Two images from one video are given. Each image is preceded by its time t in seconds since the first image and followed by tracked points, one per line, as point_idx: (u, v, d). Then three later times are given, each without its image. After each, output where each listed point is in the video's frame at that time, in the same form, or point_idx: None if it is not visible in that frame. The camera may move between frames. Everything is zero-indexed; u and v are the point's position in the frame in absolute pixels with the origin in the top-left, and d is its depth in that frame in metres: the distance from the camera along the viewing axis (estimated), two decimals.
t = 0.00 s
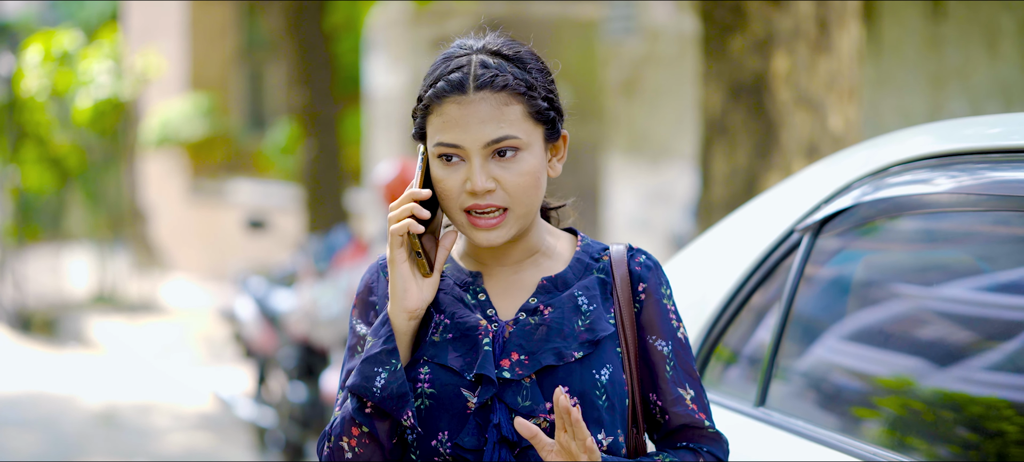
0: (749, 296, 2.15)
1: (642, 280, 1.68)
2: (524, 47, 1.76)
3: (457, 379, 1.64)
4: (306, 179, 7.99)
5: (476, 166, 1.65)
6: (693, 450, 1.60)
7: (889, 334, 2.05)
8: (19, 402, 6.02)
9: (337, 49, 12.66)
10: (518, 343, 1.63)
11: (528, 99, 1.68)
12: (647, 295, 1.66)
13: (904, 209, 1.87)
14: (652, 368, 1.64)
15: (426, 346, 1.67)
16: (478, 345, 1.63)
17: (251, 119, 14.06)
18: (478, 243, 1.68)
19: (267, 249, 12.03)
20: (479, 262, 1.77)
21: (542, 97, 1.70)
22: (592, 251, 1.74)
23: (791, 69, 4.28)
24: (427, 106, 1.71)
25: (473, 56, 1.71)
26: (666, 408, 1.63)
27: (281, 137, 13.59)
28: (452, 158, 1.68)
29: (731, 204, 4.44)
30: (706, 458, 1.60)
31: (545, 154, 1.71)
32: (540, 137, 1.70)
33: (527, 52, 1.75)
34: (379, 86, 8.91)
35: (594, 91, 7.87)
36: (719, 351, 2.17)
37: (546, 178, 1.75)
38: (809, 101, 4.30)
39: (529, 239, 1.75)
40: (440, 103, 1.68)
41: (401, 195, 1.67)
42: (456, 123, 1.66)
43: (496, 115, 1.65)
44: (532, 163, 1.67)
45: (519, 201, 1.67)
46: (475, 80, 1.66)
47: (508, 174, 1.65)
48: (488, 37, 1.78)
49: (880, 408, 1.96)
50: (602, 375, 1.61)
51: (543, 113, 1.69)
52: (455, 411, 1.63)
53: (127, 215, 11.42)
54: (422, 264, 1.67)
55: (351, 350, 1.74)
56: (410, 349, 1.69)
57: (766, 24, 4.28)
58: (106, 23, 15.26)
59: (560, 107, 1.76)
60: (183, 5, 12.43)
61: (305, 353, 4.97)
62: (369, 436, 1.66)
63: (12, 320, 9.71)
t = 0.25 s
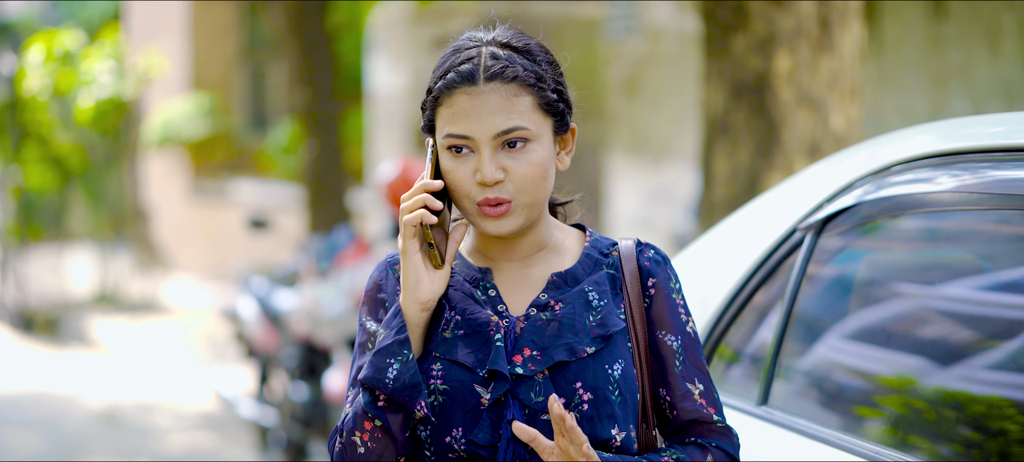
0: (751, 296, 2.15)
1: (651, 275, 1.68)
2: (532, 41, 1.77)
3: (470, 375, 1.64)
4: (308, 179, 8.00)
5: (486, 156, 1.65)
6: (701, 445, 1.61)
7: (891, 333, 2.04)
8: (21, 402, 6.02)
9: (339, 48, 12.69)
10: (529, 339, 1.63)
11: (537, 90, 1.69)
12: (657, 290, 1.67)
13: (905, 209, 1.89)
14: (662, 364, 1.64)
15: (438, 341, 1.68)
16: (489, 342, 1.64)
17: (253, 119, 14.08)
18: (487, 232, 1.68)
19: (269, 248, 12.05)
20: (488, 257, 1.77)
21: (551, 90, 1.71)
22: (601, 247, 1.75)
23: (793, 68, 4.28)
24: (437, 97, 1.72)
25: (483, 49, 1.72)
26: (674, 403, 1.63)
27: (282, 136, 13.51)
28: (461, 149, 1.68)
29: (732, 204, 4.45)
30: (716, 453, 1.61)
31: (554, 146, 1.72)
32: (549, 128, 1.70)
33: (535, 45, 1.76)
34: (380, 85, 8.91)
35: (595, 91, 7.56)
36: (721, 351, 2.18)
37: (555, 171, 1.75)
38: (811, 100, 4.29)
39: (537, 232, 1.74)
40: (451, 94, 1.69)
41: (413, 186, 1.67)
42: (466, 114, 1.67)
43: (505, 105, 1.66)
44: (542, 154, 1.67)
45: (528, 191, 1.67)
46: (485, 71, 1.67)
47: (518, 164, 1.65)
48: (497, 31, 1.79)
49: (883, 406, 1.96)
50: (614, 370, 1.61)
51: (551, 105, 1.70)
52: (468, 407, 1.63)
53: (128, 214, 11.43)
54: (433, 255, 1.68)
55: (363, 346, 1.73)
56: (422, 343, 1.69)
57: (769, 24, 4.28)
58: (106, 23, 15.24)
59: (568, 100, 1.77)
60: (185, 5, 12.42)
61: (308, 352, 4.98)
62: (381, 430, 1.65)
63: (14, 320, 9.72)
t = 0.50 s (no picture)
0: (751, 295, 2.17)
1: (658, 276, 1.68)
2: (539, 41, 1.76)
3: (475, 376, 1.64)
4: (308, 180, 8.00)
5: (492, 155, 1.65)
6: (709, 446, 1.61)
7: (890, 334, 2.00)
8: (21, 403, 6.02)
9: (339, 49, 12.68)
10: (535, 340, 1.63)
11: (544, 89, 1.69)
12: (663, 290, 1.66)
13: (905, 209, 1.90)
14: (670, 363, 1.64)
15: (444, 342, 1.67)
16: (495, 343, 1.63)
17: (253, 119, 14.08)
18: (493, 232, 1.67)
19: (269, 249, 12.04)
20: (493, 258, 1.77)
21: (558, 89, 1.71)
22: (607, 247, 1.74)
23: (793, 68, 4.29)
24: (444, 97, 1.71)
25: (490, 48, 1.72)
26: (683, 403, 1.63)
27: (282, 137, 13.49)
28: (467, 149, 1.68)
29: (732, 205, 4.44)
30: (724, 454, 1.60)
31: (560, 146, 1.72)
32: (556, 129, 1.70)
33: (542, 45, 1.75)
34: (381, 85, 8.91)
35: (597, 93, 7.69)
36: (721, 350, 2.20)
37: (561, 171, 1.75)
38: (810, 101, 4.30)
39: (542, 233, 1.74)
40: (457, 94, 1.68)
41: (419, 188, 1.68)
42: (472, 113, 1.67)
43: (512, 104, 1.66)
44: (548, 153, 1.67)
45: (535, 191, 1.67)
46: (492, 70, 1.67)
47: (524, 164, 1.65)
48: (503, 30, 1.78)
49: (882, 407, 1.94)
50: (619, 371, 1.61)
51: (558, 105, 1.70)
52: (473, 408, 1.63)
53: (128, 215, 11.42)
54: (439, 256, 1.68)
55: (368, 346, 1.73)
56: (428, 344, 1.69)
57: (768, 24, 4.28)
58: (107, 24, 15.23)
59: (575, 100, 1.78)
60: (185, 5, 12.41)
61: (308, 353, 4.99)
62: (385, 431, 1.65)
63: (13, 320, 9.72)
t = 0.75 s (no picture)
0: (751, 297, 2.14)
1: (664, 277, 1.67)
2: (545, 43, 1.77)
3: (479, 375, 1.64)
4: (310, 181, 8.00)
5: (497, 153, 1.65)
6: (715, 449, 1.60)
7: (891, 336, 2.06)
8: (23, 404, 6.03)
9: (341, 50, 12.68)
10: (540, 339, 1.63)
11: (550, 90, 1.69)
12: (670, 292, 1.66)
13: (905, 210, 1.86)
14: (676, 364, 1.63)
15: (449, 341, 1.68)
16: (500, 341, 1.64)
17: (255, 121, 14.08)
18: (497, 231, 1.68)
19: (271, 250, 12.05)
20: (499, 259, 1.77)
21: (563, 90, 1.71)
22: (614, 248, 1.74)
23: (794, 70, 4.28)
24: (450, 96, 1.72)
25: (496, 48, 1.72)
26: (689, 405, 1.62)
27: (284, 138, 13.50)
28: (473, 148, 1.69)
29: (733, 206, 4.44)
30: (730, 455, 1.59)
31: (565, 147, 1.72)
32: (561, 129, 1.70)
33: (548, 47, 1.76)
34: (383, 87, 8.92)
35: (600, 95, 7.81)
36: (721, 351, 2.17)
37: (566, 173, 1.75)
38: (812, 102, 4.29)
39: (548, 234, 1.74)
40: (463, 93, 1.69)
41: (425, 186, 1.69)
42: (478, 112, 1.67)
43: (517, 103, 1.66)
44: (553, 153, 1.67)
45: (539, 190, 1.67)
46: (498, 70, 1.67)
47: (528, 164, 1.65)
48: (510, 32, 1.79)
49: (884, 409, 1.97)
50: (624, 371, 1.61)
51: (563, 105, 1.70)
52: (477, 406, 1.63)
53: (130, 216, 11.43)
54: (445, 254, 1.68)
55: (373, 344, 1.73)
56: (434, 341, 1.70)
57: (769, 25, 4.28)
58: (110, 25, 15.25)
59: (580, 102, 1.77)
60: (187, 7, 12.42)
61: (309, 355, 4.99)
62: (389, 428, 1.65)
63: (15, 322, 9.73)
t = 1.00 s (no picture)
0: (749, 297, 2.17)
1: (665, 275, 1.68)
2: (552, 41, 1.77)
3: (480, 370, 1.63)
4: (310, 181, 8.00)
5: (502, 147, 1.65)
6: (717, 447, 1.61)
7: (889, 335, 2.02)
8: (23, 403, 6.03)
9: (342, 50, 12.68)
10: (541, 334, 1.63)
11: (556, 86, 1.69)
12: (671, 290, 1.66)
13: (905, 209, 1.88)
14: (678, 363, 1.64)
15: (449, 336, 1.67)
16: (500, 336, 1.64)
17: (256, 121, 14.08)
18: (502, 229, 1.68)
19: (271, 250, 12.04)
20: (501, 257, 1.77)
21: (569, 88, 1.72)
22: (616, 246, 1.75)
23: (794, 70, 4.29)
24: (457, 90, 1.72)
25: (503, 45, 1.72)
26: (690, 403, 1.63)
27: (285, 138, 13.49)
28: (477, 141, 1.69)
29: (733, 205, 4.44)
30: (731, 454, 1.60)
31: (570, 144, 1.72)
32: (566, 127, 1.70)
33: (556, 45, 1.76)
34: (384, 87, 8.92)
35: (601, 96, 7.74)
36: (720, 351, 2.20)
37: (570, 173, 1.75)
38: (812, 102, 4.30)
39: (550, 231, 1.74)
40: (471, 86, 1.69)
41: (428, 180, 1.68)
42: (484, 105, 1.67)
43: (524, 97, 1.67)
44: (557, 149, 1.68)
45: (543, 187, 1.67)
46: (505, 64, 1.68)
47: (532, 158, 1.65)
48: (518, 30, 1.79)
49: (884, 409, 1.93)
50: (625, 368, 1.61)
51: (569, 103, 1.71)
52: (477, 402, 1.63)
53: (131, 215, 11.43)
54: (447, 249, 1.67)
55: (374, 339, 1.72)
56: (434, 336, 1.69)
57: (770, 25, 4.28)
58: (111, 25, 15.26)
59: (586, 101, 1.78)
60: (188, 7, 12.42)
61: (309, 354, 4.99)
62: (389, 422, 1.64)
63: (16, 322, 9.74)
